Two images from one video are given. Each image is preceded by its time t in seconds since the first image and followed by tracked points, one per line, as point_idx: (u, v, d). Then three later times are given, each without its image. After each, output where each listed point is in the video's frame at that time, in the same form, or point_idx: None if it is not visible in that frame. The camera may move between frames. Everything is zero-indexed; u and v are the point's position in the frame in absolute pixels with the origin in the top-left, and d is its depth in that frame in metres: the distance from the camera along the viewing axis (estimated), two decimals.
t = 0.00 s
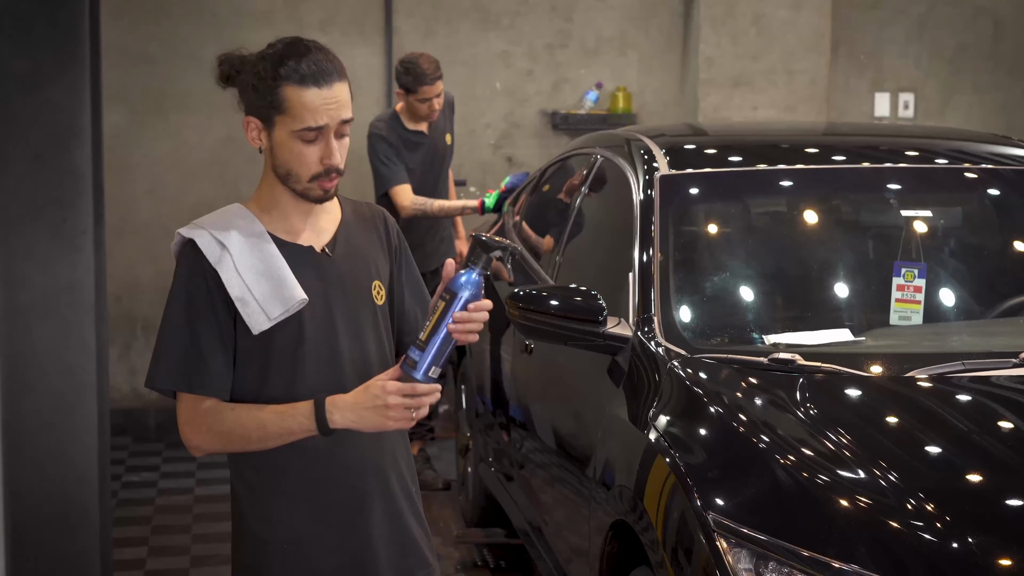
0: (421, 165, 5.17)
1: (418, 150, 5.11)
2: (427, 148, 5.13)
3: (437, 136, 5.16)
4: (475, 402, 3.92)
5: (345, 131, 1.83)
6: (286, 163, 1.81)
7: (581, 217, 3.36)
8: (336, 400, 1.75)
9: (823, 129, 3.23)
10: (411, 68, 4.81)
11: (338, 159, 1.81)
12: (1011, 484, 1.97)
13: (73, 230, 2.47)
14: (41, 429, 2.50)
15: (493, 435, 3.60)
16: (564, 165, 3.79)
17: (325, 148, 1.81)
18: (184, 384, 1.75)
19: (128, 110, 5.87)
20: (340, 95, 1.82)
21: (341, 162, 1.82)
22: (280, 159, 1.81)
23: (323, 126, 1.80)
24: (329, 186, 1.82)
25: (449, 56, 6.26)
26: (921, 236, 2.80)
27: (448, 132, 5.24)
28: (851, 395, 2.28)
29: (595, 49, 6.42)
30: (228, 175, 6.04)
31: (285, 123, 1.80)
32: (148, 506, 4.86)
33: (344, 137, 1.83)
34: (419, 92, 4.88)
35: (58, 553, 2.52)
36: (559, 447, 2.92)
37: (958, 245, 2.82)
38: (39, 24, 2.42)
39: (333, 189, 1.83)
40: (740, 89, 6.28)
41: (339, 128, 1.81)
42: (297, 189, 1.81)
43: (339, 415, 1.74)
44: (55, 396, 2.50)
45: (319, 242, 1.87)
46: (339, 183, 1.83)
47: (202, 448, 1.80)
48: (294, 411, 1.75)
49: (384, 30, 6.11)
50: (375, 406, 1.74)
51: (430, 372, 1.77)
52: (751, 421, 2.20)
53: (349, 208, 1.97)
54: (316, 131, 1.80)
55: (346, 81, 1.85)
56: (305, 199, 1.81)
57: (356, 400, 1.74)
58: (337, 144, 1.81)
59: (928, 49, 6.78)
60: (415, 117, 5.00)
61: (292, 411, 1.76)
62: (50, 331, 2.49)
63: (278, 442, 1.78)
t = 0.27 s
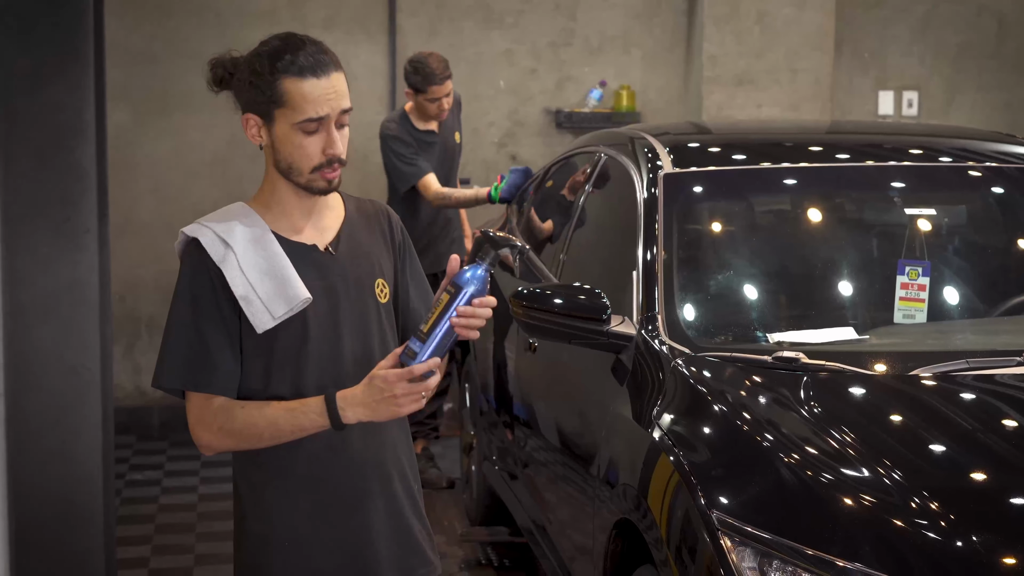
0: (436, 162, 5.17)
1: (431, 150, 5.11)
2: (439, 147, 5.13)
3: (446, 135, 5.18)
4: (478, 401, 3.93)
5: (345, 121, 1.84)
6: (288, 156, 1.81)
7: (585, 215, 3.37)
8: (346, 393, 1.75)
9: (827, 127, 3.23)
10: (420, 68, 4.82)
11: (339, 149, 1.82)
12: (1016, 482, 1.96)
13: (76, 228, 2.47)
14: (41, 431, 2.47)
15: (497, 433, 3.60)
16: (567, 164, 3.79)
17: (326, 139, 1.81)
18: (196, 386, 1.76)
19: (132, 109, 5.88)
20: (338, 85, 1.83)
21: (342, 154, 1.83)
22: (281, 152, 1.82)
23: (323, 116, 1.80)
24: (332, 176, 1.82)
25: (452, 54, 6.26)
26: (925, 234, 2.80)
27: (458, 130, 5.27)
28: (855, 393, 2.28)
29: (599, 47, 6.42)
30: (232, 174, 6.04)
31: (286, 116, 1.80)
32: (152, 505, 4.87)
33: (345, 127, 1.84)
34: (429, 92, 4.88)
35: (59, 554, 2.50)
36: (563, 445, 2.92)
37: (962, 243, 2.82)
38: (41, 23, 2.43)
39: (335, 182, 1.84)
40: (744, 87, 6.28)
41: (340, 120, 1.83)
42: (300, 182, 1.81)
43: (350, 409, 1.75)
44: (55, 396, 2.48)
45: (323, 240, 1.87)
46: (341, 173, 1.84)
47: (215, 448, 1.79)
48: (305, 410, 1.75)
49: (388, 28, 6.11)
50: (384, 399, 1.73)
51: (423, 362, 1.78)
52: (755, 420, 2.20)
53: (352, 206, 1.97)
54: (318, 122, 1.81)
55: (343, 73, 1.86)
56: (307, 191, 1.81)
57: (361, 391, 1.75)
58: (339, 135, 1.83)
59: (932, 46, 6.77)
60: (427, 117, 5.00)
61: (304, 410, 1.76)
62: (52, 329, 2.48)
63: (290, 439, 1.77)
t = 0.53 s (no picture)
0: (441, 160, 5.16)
1: (432, 150, 5.13)
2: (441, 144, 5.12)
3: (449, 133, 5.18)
4: (480, 400, 3.93)
5: (329, 108, 1.84)
6: (274, 146, 1.83)
7: (587, 215, 3.37)
8: (348, 361, 1.73)
9: (829, 127, 3.23)
10: (419, 68, 4.81)
11: (321, 134, 1.82)
12: (1017, 482, 1.97)
13: (78, 228, 2.47)
14: (44, 430, 2.47)
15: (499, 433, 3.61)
16: (569, 163, 3.80)
17: (307, 125, 1.82)
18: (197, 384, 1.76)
19: (134, 108, 5.89)
20: (321, 73, 1.85)
21: (325, 138, 1.83)
22: (269, 144, 1.84)
23: (302, 102, 1.82)
24: (317, 162, 1.82)
25: (454, 54, 6.26)
26: (926, 234, 2.80)
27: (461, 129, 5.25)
28: (857, 394, 2.28)
29: (601, 46, 6.42)
30: (233, 173, 6.05)
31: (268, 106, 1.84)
32: (153, 504, 4.87)
33: (329, 114, 1.84)
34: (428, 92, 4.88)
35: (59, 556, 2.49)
36: (565, 445, 2.92)
37: (963, 243, 2.82)
38: (42, 22, 2.42)
39: (324, 168, 1.83)
40: (745, 87, 6.28)
41: (318, 106, 1.83)
42: (285, 171, 1.82)
43: (358, 377, 1.74)
44: (56, 396, 2.48)
45: (327, 240, 1.88)
46: (327, 159, 1.83)
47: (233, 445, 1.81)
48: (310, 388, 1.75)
49: (389, 28, 6.11)
50: (390, 358, 1.72)
51: (411, 311, 1.69)
52: (757, 420, 2.20)
53: (356, 205, 1.96)
54: (294, 110, 1.83)
55: (331, 63, 1.87)
56: (295, 182, 1.82)
57: (363, 355, 1.72)
58: (319, 121, 1.83)
59: (934, 46, 6.77)
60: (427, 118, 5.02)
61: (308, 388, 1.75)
62: (53, 329, 2.48)
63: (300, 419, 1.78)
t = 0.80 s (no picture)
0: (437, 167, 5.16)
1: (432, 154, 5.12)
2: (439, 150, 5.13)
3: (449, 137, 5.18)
4: (480, 404, 3.93)
5: (315, 108, 1.84)
6: (265, 151, 1.83)
7: (587, 219, 3.37)
8: (333, 348, 1.71)
9: (829, 131, 3.23)
10: (419, 75, 4.83)
11: (308, 133, 1.81)
12: (1016, 487, 1.97)
13: (80, 231, 2.30)
14: (45, 431, 2.32)
15: (498, 436, 3.60)
16: (568, 168, 3.80)
17: (293, 126, 1.82)
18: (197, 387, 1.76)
19: (135, 110, 5.89)
20: (303, 74, 1.84)
21: (312, 138, 1.82)
22: (260, 150, 1.85)
23: (286, 104, 1.82)
24: (308, 163, 1.82)
25: (455, 57, 6.27)
26: (926, 238, 2.81)
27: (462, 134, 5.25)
28: (856, 398, 2.29)
29: (602, 50, 6.42)
30: (234, 176, 6.05)
31: (254, 112, 1.84)
32: (153, 507, 4.87)
33: (315, 113, 1.84)
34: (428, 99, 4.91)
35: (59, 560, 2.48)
36: (565, 449, 2.92)
37: (963, 248, 2.82)
38: (44, 24, 2.27)
39: (315, 169, 1.82)
40: (746, 91, 6.28)
41: (302, 107, 1.83)
42: (279, 175, 1.82)
43: (346, 359, 1.71)
44: (57, 397, 2.32)
45: (325, 245, 1.87)
46: (318, 158, 1.82)
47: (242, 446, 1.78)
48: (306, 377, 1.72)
49: (390, 31, 6.12)
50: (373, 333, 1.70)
51: (384, 282, 1.68)
52: (756, 425, 2.20)
53: (356, 209, 1.95)
54: (279, 113, 1.83)
55: (316, 64, 1.87)
56: (289, 185, 1.82)
57: (348, 338, 1.70)
58: (304, 121, 1.82)
59: (934, 50, 6.77)
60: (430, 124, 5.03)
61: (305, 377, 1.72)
62: (53, 332, 2.32)
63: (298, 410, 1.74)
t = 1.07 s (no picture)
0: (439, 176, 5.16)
1: (434, 159, 5.12)
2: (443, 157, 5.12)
3: (454, 144, 5.17)
4: (484, 409, 3.93)
5: (306, 110, 1.83)
6: (259, 157, 1.83)
7: (591, 224, 3.38)
8: (344, 350, 1.71)
9: (833, 137, 3.23)
10: (421, 78, 4.85)
11: (299, 135, 1.81)
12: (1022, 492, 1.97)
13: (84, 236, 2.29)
14: (48, 435, 2.29)
15: (503, 441, 3.61)
16: (573, 173, 3.81)
17: (285, 129, 1.82)
18: (202, 392, 1.76)
19: (140, 115, 5.90)
20: (292, 78, 1.84)
21: (304, 141, 1.81)
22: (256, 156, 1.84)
23: (276, 108, 1.82)
24: (302, 165, 1.81)
25: (459, 62, 6.28)
26: (931, 244, 2.81)
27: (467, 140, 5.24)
28: (861, 403, 2.29)
29: (606, 55, 6.43)
30: (239, 181, 6.07)
31: (246, 119, 1.84)
32: (158, 512, 4.88)
33: (305, 115, 1.83)
34: (430, 102, 4.93)
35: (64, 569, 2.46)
36: (569, 454, 2.92)
37: (968, 253, 2.82)
38: (51, 31, 2.25)
39: (310, 171, 1.81)
40: (751, 96, 6.28)
41: (293, 110, 1.83)
42: (275, 180, 1.82)
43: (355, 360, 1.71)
44: (62, 401, 2.30)
45: (328, 252, 1.87)
46: (312, 159, 1.81)
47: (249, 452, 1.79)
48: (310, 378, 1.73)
49: (395, 36, 6.13)
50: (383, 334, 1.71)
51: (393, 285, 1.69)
52: (761, 430, 2.20)
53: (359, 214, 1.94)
54: (271, 117, 1.82)
55: (307, 67, 1.86)
56: (285, 190, 1.82)
57: (359, 341, 1.70)
58: (296, 125, 1.82)
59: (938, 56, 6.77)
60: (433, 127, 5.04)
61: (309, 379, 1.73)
62: (59, 336, 2.30)
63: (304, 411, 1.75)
